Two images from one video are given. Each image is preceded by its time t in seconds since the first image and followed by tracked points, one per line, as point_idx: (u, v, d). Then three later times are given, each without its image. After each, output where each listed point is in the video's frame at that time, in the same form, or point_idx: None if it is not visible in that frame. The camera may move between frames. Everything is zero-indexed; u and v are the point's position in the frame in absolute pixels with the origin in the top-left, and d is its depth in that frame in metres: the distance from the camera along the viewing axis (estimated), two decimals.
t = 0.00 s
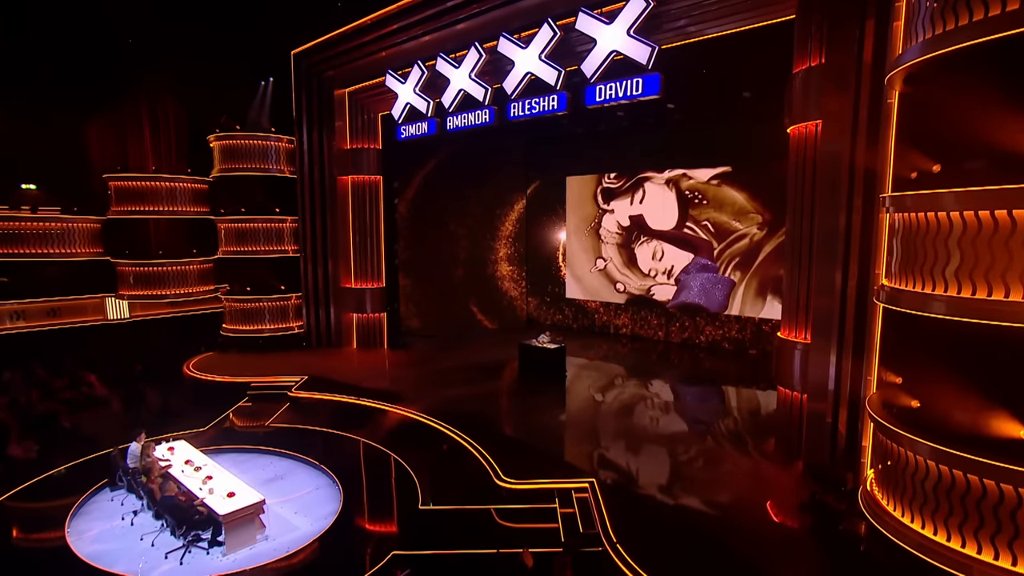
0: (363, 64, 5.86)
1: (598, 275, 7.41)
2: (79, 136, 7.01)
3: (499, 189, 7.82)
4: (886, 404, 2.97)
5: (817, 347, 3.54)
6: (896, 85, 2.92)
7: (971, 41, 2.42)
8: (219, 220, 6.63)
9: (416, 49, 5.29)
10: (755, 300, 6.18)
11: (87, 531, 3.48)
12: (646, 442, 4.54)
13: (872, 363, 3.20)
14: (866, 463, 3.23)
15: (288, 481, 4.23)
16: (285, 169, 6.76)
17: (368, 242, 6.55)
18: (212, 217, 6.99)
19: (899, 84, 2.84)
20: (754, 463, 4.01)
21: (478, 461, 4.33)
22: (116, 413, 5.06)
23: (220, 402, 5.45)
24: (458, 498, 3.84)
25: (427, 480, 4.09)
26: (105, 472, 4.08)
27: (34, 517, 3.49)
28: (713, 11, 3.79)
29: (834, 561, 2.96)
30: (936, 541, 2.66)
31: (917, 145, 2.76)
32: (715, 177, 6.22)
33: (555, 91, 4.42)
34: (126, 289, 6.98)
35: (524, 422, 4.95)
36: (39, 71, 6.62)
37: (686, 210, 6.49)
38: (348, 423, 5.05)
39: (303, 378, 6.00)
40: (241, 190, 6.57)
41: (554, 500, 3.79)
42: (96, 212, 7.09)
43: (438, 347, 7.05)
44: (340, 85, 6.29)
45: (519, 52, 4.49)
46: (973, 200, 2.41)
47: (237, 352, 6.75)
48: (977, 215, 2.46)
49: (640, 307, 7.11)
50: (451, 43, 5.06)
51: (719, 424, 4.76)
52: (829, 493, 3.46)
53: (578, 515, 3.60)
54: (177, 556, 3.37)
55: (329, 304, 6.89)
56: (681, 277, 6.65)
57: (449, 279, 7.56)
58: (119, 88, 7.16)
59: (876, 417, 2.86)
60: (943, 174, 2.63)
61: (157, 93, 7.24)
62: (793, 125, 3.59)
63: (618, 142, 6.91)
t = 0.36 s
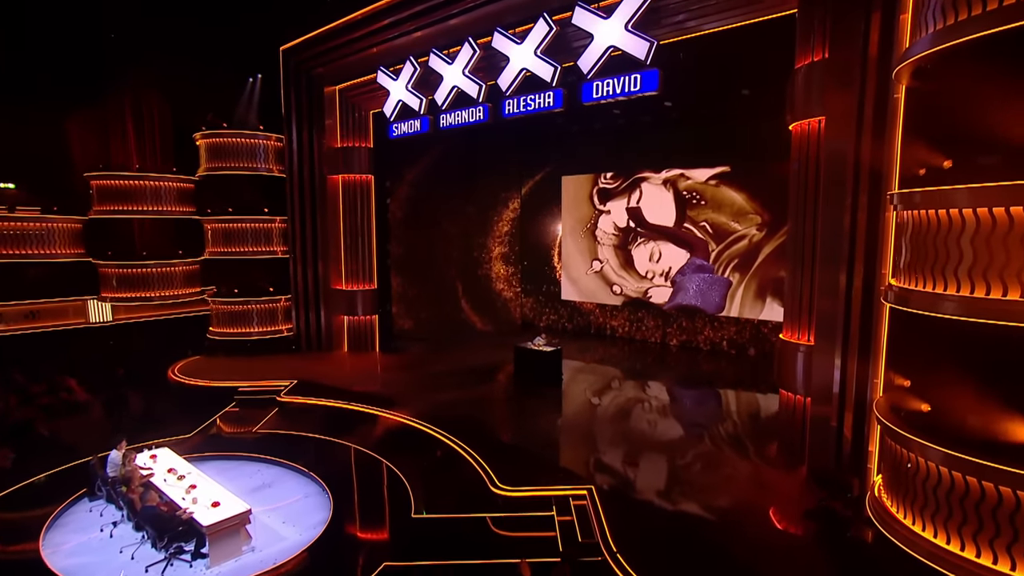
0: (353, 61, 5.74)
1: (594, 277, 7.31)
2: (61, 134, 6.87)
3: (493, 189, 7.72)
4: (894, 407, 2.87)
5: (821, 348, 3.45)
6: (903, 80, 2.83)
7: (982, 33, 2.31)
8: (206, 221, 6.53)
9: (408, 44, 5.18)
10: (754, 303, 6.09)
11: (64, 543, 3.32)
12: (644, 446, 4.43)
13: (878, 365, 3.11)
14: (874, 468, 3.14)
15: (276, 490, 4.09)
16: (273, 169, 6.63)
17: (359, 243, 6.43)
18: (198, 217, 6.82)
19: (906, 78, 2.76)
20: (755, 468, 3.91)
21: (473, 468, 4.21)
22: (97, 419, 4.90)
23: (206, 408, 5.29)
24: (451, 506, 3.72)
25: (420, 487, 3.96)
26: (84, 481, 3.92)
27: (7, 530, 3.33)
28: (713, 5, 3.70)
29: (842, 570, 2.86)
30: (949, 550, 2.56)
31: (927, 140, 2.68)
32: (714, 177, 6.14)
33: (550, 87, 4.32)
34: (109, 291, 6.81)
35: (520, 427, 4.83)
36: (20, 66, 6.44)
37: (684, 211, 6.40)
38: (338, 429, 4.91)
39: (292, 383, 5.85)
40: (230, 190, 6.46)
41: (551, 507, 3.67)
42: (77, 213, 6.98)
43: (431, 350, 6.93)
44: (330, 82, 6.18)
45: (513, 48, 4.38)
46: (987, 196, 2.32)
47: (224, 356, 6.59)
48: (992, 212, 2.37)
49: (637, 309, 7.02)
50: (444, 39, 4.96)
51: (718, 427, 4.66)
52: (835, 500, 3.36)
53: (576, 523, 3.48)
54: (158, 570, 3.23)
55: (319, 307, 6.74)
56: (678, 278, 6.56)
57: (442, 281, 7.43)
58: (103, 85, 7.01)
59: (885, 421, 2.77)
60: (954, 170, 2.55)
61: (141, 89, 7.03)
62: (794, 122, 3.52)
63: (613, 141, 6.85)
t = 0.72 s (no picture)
0: (343, 58, 5.63)
1: (590, 280, 7.21)
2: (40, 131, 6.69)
3: (486, 190, 7.63)
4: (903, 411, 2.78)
5: (825, 352, 3.35)
6: (910, 76, 2.75)
7: (995, 23, 2.26)
8: (192, 221, 6.33)
9: (399, 40, 5.07)
10: (753, 306, 6.01)
11: (36, 558, 3.16)
12: (641, 450, 4.33)
13: (886, 368, 3.02)
14: (881, 474, 3.05)
15: (263, 499, 3.94)
16: (261, 168, 6.46)
17: (349, 245, 6.31)
18: (183, 217, 6.64)
19: (914, 72, 2.68)
20: (754, 472, 3.82)
21: (467, 475, 4.08)
22: (77, 426, 4.74)
23: (190, 414, 5.12)
24: (445, 515, 3.59)
25: (412, 495, 3.83)
26: (60, 491, 3.76)
27: None
28: None
29: None
30: (962, 560, 2.46)
31: (937, 135, 2.59)
32: (711, 178, 6.07)
33: (546, 84, 4.22)
34: (89, 294, 6.62)
35: (514, 432, 4.72)
36: None
37: (681, 212, 6.32)
38: (328, 435, 4.77)
39: (280, 388, 5.70)
40: (216, 189, 6.27)
41: (548, 516, 3.55)
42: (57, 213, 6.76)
43: (423, 353, 6.80)
44: (320, 80, 6.06)
45: (508, 43, 4.27)
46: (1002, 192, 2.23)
47: (210, 360, 6.43)
48: (1008, 208, 2.27)
49: (633, 312, 6.92)
50: (437, 35, 4.84)
51: (717, 432, 4.56)
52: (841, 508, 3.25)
53: (574, 532, 3.36)
54: None
55: (308, 309, 6.60)
56: (677, 281, 6.49)
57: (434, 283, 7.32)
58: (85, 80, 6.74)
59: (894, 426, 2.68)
60: (966, 166, 2.46)
61: (123, 86, 6.79)
62: (797, 120, 3.41)
63: (608, 142, 6.77)
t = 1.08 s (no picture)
0: (333, 54, 5.51)
1: (586, 282, 7.11)
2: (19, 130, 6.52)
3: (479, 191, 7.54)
4: (912, 415, 2.69)
5: (830, 355, 3.24)
6: (917, 70, 2.66)
7: (1007, 14, 2.08)
8: (177, 222, 6.17)
9: (390, 37, 4.95)
10: (751, 308, 5.94)
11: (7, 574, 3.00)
12: (638, 455, 4.23)
13: (893, 370, 2.93)
14: (889, 480, 2.96)
15: (249, 510, 3.79)
16: (249, 168, 6.33)
17: (340, 247, 6.20)
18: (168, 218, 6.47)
19: (920, 67, 2.57)
20: (754, 478, 3.73)
21: (461, 483, 3.96)
22: (56, 433, 4.58)
23: (174, 421, 4.97)
24: (438, 524, 3.46)
25: (404, 504, 3.71)
26: (34, 503, 3.60)
27: None
28: None
29: None
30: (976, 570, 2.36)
31: (947, 130, 2.50)
32: (709, 179, 5.99)
33: (541, 81, 4.12)
34: (70, 298, 6.44)
35: (509, 438, 4.60)
36: None
37: (679, 214, 6.25)
38: (318, 441, 4.64)
39: (268, 393, 5.55)
40: (202, 189, 6.11)
41: (545, 525, 3.44)
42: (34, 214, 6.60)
43: (416, 357, 6.68)
44: (309, 77, 5.94)
45: (502, 39, 4.17)
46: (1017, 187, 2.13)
47: (196, 365, 6.27)
48: None
49: (630, 315, 6.83)
50: (429, 31, 4.73)
51: (716, 436, 4.48)
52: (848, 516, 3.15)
53: (572, 542, 3.25)
54: None
55: (297, 313, 6.47)
56: (672, 282, 6.40)
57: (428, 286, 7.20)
58: (65, 77, 6.58)
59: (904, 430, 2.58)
60: (979, 161, 2.37)
61: (106, 82, 6.61)
62: (798, 117, 3.33)
63: (603, 142, 6.70)
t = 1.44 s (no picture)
0: (322, 52, 5.39)
1: (581, 285, 7.01)
2: None
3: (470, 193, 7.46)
4: (922, 420, 2.59)
5: (833, 357, 3.19)
6: (924, 63, 2.56)
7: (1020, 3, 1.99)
8: (160, 224, 6.02)
9: (381, 33, 4.84)
10: (750, 311, 5.87)
11: None
12: (635, 461, 4.12)
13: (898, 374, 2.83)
14: (896, 487, 2.83)
15: (232, 521, 3.64)
16: (235, 168, 6.18)
17: (329, 249, 6.08)
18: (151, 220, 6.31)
19: (928, 59, 2.49)
20: (751, 484, 3.63)
21: (454, 491, 3.83)
22: (31, 442, 4.40)
23: (156, 430, 4.79)
24: (429, 535, 3.33)
25: (395, 514, 3.57)
26: (4, 517, 3.42)
27: None
28: None
29: None
30: None
31: (957, 124, 2.41)
32: (706, 179, 5.93)
33: (535, 78, 4.02)
34: (48, 301, 6.32)
35: (503, 445, 4.47)
36: None
37: (675, 215, 6.18)
38: (306, 449, 4.49)
39: (254, 399, 5.40)
40: (186, 189, 5.96)
41: (541, 535, 3.31)
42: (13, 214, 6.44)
43: (407, 362, 6.55)
44: (297, 75, 5.83)
45: (495, 35, 4.07)
46: None
47: (180, 371, 6.10)
48: None
49: (626, 318, 6.73)
50: (420, 27, 4.62)
51: (714, 441, 4.37)
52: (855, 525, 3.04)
53: (569, 553, 3.12)
54: None
55: (284, 317, 6.31)
56: (676, 286, 6.29)
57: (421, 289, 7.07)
58: (43, 75, 6.44)
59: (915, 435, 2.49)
60: (992, 157, 2.27)
61: (86, 83, 6.61)
62: (799, 114, 3.28)
63: (597, 143, 6.63)
